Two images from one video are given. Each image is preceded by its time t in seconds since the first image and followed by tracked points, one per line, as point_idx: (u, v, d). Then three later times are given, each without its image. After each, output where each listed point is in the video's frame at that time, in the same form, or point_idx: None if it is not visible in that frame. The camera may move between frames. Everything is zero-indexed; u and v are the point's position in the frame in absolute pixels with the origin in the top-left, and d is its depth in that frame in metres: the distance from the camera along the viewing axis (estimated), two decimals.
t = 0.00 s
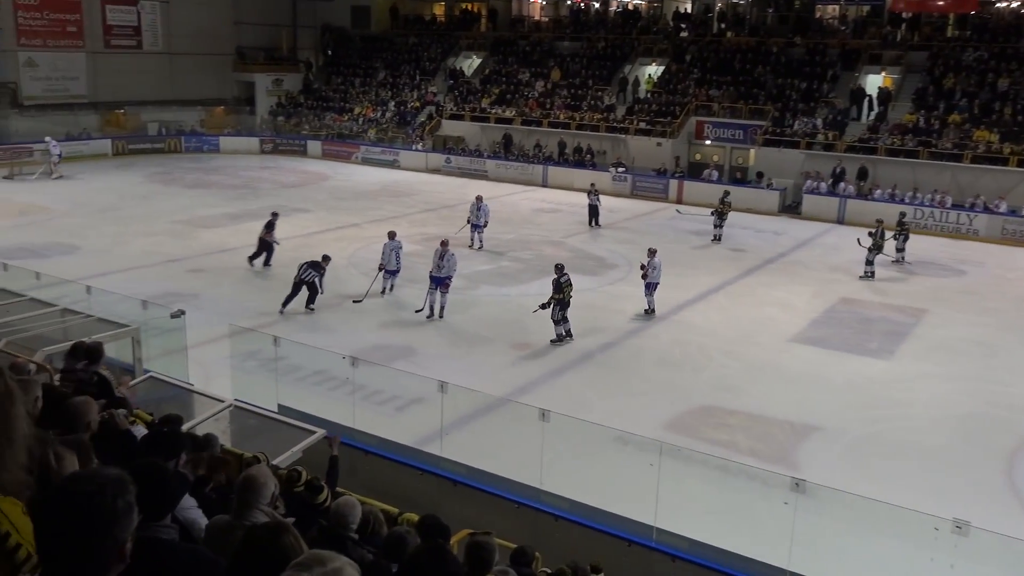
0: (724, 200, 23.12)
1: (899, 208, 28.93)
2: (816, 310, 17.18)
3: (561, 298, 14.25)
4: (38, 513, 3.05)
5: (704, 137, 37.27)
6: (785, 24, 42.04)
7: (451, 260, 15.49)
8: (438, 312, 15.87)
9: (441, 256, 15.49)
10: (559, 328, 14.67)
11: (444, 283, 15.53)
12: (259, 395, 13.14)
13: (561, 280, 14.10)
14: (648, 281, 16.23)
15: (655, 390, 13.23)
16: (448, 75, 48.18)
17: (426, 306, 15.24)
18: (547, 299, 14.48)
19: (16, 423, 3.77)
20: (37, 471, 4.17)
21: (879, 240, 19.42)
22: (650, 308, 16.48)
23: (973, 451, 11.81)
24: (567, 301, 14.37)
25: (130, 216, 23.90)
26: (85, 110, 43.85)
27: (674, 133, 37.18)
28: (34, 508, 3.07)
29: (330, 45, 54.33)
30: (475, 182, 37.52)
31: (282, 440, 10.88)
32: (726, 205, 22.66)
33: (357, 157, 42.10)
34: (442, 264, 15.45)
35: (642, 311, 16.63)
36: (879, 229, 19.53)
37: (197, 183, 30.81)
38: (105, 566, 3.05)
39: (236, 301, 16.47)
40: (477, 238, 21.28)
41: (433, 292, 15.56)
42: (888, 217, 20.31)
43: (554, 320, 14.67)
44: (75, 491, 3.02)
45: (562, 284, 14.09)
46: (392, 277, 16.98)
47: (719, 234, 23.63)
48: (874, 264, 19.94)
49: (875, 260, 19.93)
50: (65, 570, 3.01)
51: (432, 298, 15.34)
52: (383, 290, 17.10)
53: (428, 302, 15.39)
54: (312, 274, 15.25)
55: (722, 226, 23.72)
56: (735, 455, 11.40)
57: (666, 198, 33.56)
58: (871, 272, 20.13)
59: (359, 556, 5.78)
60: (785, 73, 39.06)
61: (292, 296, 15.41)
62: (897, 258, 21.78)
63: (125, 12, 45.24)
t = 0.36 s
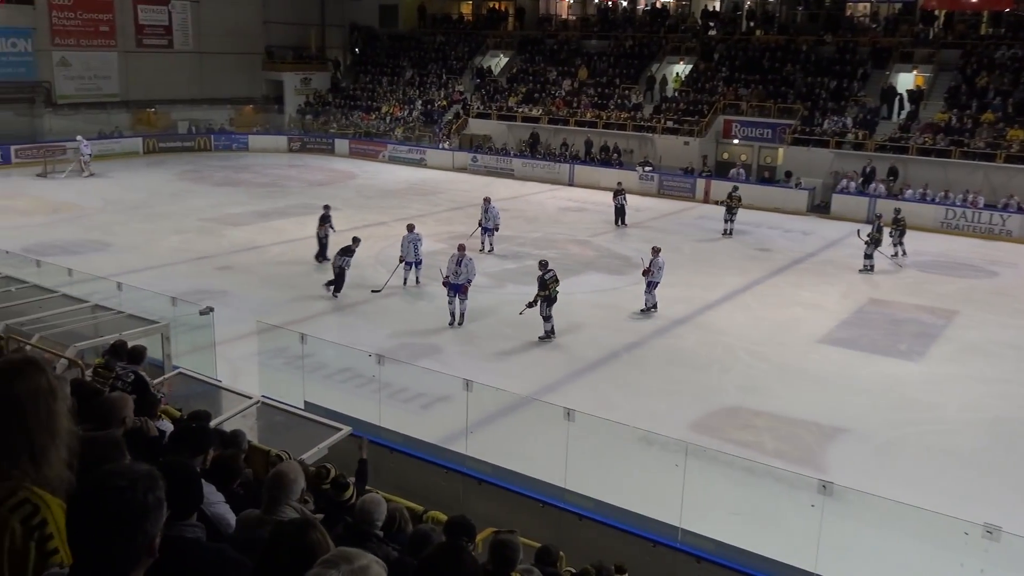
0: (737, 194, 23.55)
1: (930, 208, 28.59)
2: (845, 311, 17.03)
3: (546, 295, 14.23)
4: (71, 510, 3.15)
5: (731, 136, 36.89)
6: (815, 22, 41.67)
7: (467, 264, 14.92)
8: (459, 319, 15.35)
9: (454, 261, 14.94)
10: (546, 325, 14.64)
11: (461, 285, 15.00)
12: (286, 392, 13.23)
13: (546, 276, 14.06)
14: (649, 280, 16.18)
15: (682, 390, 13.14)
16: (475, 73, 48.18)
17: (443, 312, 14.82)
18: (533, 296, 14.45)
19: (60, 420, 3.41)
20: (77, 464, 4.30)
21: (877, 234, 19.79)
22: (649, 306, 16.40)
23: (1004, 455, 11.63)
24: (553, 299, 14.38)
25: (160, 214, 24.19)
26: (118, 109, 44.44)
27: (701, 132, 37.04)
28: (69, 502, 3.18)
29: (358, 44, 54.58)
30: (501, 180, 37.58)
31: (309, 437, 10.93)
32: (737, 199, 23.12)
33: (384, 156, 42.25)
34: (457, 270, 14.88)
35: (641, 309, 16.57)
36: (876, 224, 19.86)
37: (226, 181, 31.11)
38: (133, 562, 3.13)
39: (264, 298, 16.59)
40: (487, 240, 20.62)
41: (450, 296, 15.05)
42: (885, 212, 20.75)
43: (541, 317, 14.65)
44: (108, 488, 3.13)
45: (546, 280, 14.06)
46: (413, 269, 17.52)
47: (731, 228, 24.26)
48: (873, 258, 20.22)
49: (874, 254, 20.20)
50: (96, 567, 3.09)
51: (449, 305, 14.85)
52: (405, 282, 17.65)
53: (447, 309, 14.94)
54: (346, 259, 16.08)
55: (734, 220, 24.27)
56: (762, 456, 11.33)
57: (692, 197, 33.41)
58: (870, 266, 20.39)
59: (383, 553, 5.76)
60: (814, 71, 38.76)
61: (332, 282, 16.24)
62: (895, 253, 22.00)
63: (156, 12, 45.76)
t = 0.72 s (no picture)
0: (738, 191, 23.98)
1: (948, 210, 28.41)
2: (862, 314, 16.94)
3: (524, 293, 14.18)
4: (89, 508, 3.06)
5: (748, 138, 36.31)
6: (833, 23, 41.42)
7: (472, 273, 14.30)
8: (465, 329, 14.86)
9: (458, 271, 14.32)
10: (523, 325, 14.58)
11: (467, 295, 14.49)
12: (302, 392, 13.28)
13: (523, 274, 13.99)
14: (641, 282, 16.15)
15: (697, 393, 13.10)
16: (490, 75, 48.23)
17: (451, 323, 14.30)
18: (510, 294, 14.37)
19: (102, 423, 3.52)
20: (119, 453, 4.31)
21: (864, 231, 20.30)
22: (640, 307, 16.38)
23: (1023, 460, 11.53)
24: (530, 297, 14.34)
25: (178, 215, 24.33)
26: (136, 111, 44.72)
27: (718, 134, 36.98)
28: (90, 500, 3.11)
29: (374, 46, 54.76)
30: (517, 182, 37.59)
31: (324, 437, 10.97)
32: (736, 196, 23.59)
33: (400, 158, 42.34)
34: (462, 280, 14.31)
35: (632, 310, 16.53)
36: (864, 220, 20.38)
37: (243, 183, 31.27)
38: (149, 562, 3.08)
39: (281, 299, 16.66)
40: (483, 247, 20.05)
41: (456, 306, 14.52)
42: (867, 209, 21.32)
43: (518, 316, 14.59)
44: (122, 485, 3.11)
45: (524, 278, 13.99)
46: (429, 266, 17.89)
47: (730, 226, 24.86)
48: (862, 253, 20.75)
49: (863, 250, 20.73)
50: (115, 565, 3.04)
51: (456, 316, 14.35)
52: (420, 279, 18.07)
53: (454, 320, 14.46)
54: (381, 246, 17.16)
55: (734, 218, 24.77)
56: (778, 459, 11.27)
57: (708, 200, 33.32)
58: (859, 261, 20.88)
59: (398, 555, 5.80)
60: (832, 73, 38.59)
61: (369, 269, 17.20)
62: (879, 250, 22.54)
63: (175, 14, 46.06)
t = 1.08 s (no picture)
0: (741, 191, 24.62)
1: (969, 216, 28.19)
2: (881, 321, 16.84)
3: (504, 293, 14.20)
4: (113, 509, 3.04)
5: (766, 143, 36.60)
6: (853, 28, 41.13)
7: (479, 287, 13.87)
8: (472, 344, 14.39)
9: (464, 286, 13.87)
10: (501, 325, 14.58)
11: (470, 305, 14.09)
12: (320, 396, 13.32)
13: (504, 274, 14.04)
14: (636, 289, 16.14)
15: (714, 399, 13.04)
16: (508, 81, 48.31)
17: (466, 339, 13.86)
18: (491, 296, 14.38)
19: (120, 430, 3.53)
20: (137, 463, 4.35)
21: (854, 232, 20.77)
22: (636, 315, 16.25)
23: None
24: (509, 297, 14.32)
25: (198, 219, 24.50)
26: (157, 116, 45.07)
27: (736, 139, 36.71)
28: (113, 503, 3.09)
29: (392, 51, 54.99)
30: (535, 187, 37.59)
31: (341, 442, 10.97)
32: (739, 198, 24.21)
33: (418, 162, 42.44)
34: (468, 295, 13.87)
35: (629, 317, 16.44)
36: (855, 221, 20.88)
37: (262, 187, 31.43)
38: (171, 565, 3.03)
39: (298, 303, 16.73)
40: (481, 257, 19.31)
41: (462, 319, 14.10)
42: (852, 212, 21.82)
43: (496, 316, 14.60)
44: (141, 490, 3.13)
45: (505, 278, 14.05)
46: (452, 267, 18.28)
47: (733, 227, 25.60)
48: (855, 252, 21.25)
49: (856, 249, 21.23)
50: (134, 566, 3.00)
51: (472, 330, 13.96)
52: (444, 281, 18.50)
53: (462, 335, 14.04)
54: (421, 244, 17.97)
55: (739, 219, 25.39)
56: (796, 467, 11.19)
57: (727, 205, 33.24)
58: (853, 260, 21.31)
59: (415, 560, 5.79)
60: (850, 78, 38.47)
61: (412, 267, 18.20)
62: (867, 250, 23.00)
63: (196, 20, 46.44)
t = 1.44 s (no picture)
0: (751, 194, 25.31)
1: (999, 223, 27.83)
2: (907, 329, 16.67)
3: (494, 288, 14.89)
4: (140, 518, 3.06)
5: (790, 149, 36.43)
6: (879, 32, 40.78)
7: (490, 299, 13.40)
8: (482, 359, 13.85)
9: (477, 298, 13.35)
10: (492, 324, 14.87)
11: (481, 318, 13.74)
12: (343, 401, 13.37)
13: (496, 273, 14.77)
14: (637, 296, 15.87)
15: (737, 406, 12.97)
16: (531, 86, 48.34)
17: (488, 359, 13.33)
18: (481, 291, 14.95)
19: (139, 438, 3.53)
20: (153, 471, 4.37)
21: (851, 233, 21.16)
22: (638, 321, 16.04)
23: None
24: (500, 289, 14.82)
25: (222, 224, 24.68)
26: (183, 121, 45.53)
27: (760, 145, 36.51)
28: (139, 511, 3.10)
29: (416, 57, 55.22)
30: (558, 193, 37.59)
31: (364, 447, 11.01)
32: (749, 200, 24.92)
33: (441, 168, 42.58)
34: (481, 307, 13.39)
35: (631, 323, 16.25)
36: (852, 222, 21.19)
37: (286, 192, 31.63)
38: (199, 567, 3.05)
39: (321, 308, 16.82)
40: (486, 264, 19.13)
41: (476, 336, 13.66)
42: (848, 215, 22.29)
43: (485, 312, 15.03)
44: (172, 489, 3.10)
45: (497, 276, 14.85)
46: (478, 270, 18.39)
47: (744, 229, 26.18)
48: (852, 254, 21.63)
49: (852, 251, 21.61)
50: (161, 570, 3.01)
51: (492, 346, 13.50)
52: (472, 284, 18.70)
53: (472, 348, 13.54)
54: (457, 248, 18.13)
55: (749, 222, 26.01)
56: (820, 474, 11.11)
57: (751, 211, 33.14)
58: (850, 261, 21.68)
59: (437, 565, 5.78)
60: (876, 84, 38.22)
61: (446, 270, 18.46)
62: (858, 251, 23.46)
63: (221, 27, 46.92)
